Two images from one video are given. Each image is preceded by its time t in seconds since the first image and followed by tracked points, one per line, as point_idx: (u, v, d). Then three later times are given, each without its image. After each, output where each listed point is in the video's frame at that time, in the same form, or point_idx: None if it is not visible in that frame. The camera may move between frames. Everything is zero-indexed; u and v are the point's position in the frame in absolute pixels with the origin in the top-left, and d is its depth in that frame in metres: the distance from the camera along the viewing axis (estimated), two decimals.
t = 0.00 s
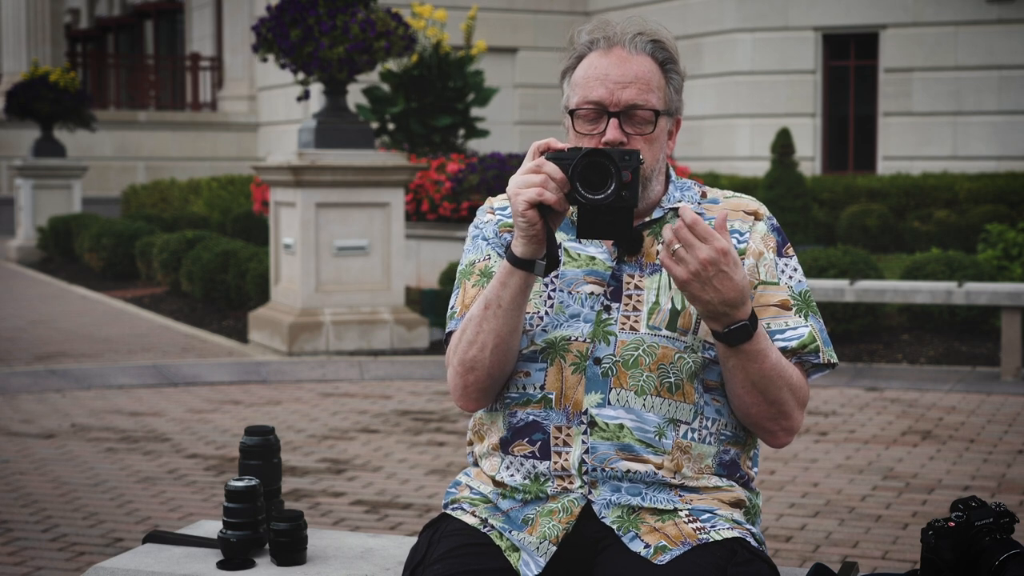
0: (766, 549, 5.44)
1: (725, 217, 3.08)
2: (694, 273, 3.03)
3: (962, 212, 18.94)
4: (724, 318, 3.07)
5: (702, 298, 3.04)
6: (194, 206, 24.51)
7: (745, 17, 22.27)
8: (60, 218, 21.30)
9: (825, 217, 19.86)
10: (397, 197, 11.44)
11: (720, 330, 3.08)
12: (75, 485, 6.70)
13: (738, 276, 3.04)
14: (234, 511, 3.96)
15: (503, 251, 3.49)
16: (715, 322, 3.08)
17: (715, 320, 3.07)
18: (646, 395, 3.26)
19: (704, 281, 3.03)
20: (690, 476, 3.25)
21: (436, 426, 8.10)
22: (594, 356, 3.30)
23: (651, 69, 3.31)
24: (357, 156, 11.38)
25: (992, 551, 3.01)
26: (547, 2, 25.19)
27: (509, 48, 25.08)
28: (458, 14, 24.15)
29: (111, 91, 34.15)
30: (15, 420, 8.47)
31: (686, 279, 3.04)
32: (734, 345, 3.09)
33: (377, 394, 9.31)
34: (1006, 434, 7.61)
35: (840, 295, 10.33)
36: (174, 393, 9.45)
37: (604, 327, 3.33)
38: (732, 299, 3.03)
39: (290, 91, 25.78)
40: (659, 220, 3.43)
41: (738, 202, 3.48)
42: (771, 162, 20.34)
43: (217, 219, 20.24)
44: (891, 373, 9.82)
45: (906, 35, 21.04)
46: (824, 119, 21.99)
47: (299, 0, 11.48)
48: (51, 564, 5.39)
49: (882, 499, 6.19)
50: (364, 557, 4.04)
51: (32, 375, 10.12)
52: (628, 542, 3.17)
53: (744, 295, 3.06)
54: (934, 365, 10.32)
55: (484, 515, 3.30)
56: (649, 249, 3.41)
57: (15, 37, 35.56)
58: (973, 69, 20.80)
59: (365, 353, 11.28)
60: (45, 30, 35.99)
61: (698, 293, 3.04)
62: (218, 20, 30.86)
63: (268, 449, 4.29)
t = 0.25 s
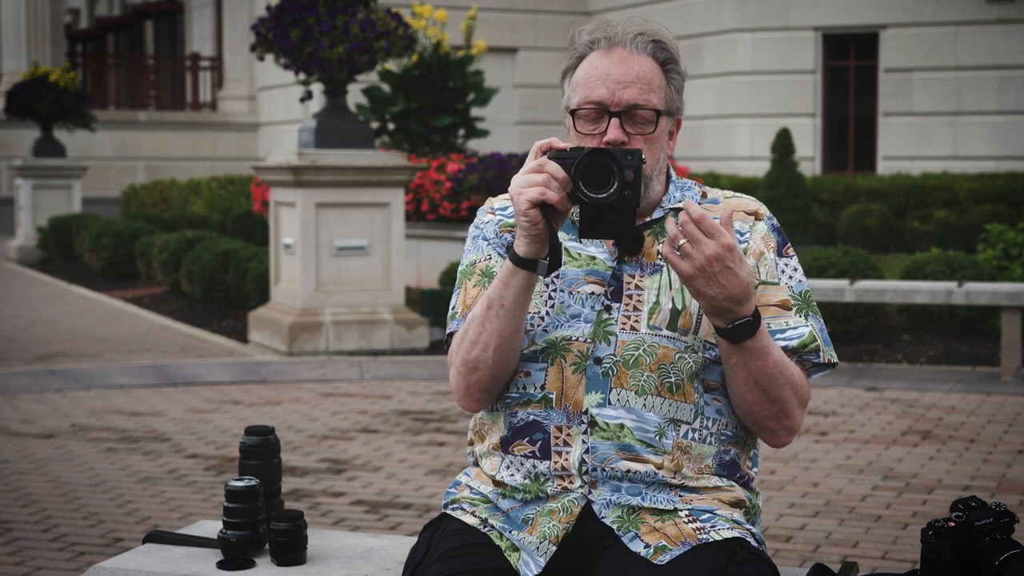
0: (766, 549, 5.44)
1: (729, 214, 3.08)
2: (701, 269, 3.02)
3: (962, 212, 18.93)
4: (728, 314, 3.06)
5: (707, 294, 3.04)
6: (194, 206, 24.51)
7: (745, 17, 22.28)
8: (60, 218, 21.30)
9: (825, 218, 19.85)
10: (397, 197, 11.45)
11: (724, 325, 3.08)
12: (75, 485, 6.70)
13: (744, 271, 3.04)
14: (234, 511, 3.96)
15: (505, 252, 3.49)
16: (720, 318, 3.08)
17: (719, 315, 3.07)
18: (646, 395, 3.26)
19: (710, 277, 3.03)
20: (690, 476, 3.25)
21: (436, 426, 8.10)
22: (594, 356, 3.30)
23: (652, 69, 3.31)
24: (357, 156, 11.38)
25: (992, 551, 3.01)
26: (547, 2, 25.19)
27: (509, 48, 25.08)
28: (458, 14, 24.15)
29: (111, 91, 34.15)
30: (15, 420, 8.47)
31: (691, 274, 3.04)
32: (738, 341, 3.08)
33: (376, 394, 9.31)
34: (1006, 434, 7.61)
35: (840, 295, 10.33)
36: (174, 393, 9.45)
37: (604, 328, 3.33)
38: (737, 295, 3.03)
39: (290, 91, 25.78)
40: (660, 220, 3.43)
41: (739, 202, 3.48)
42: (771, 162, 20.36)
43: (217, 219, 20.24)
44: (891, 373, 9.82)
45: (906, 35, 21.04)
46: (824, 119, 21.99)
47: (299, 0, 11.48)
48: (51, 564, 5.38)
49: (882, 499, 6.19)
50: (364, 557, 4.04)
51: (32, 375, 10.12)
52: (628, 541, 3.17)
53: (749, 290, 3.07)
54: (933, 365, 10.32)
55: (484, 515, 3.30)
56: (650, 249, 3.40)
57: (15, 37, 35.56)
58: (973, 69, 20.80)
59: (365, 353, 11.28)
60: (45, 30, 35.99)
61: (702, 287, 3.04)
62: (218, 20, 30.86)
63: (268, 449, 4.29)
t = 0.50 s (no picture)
0: (766, 549, 5.44)
1: (735, 212, 3.08)
2: (704, 266, 3.02)
3: (962, 212, 18.93)
4: (731, 312, 3.06)
5: (710, 291, 3.04)
6: (194, 206, 24.52)
7: (745, 17, 22.27)
8: (60, 218, 21.30)
9: (825, 218, 19.84)
10: (397, 197, 11.44)
11: (728, 323, 3.08)
12: (75, 485, 6.70)
13: (748, 270, 3.04)
14: (234, 511, 3.96)
15: (506, 253, 3.49)
16: (723, 315, 3.08)
17: (723, 312, 3.07)
18: (647, 396, 3.26)
19: (714, 275, 3.02)
20: (690, 477, 3.25)
21: (436, 426, 8.10)
22: (595, 357, 3.30)
23: (647, 65, 3.31)
24: (357, 156, 11.38)
25: (992, 551, 3.01)
26: (547, 2, 25.19)
27: (509, 48, 25.08)
28: (458, 14, 24.15)
29: (111, 91, 34.14)
30: (15, 420, 8.47)
31: (695, 272, 3.03)
32: (740, 339, 3.08)
33: (377, 394, 9.31)
34: (1006, 434, 7.61)
35: (840, 295, 10.33)
36: (174, 393, 9.45)
37: (605, 328, 3.33)
38: (740, 292, 3.03)
39: (290, 91, 25.77)
40: (660, 221, 3.42)
41: (738, 201, 3.49)
42: (771, 162, 20.37)
43: (217, 219, 20.24)
44: (892, 374, 9.82)
45: (906, 35, 21.04)
46: (824, 119, 21.99)
47: (299, 0, 11.48)
48: (51, 564, 5.39)
49: (882, 499, 6.20)
50: (364, 557, 4.04)
51: (32, 375, 10.12)
52: (628, 542, 3.17)
53: (752, 289, 3.07)
54: (934, 365, 10.32)
55: (484, 515, 3.30)
56: (651, 249, 3.40)
57: (15, 37, 35.56)
58: (974, 68, 20.80)
59: (365, 353, 11.28)
60: (45, 30, 35.99)
61: (706, 285, 3.04)
62: (218, 20, 30.85)
63: (268, 449, 4.29)
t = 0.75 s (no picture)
0: (766, 549, 5.44)
1: (735, 213, 3.08)
2: (704, 266, 3.02)
3: (962, 212, 18.93)
4: (730, 312, 3.07)
5: (710, 291, 3.04)
6: (194, 206, 24.53)
7: (745, 17, 22.28)
8: (60, 218, 21.30)
9: (825, 217, 19.83)
10: (397, 197, 11.44)
11: (728, 323, 3.08)
12: (75, 485, 6.70)
13: (748, 271, 3.03)
14: (234, 511, 3.96)
15: (506, 253, 3.49)
16: (723, 316, 3.08)
17: (723, 312, 3.07)
18: (647, 397, 3.26)
19: (714, 276, 3.02)
20: (689, 477, 3.25)
21: (437, 426, 8.10)
22: (594, 357, 3.30)
23: (649, 68, 3.31)
24: (358, 156, 11.37)
25: (992, 551, 3.01)
26: (547, 2, 25.19)
27: (509, 48, 25.08)
28: (458, 14, 24.15)
29: (111, 91, 34.15)
30: (15, 420, 8.47)
31: (694, 272, 3.03)
32: (740, 340, 3.08)
33: (377, 394, 9.32)
34: (1006, 434, 7.61)
35: (840, 295, 10.34)
36: (174, 393, 9.45)
37: (605, 328, 3.33)
38: (740, 293, 3.03)
39: (290, 91, 25.77)
40: (661, 221, 3.43)
41: (738, 202, 3.49)
42: (771, 162, 20.38)
43: (217, 219, 20.24)
44: (892, 373, 9.82)
45: (906, 35, 21.04)
46: (824, 119, 21.98)
47: (299, 0, 11.48)
48: (52, 564, 5.38)
49: (881, 499, 6.20)
50: (364, 557, 4.04)
51: (32, 375, 10.12)
52: (628, 542, 3.17)
53: (752, 289, 3.06)
54: (934, 365, 10.32)
55: (484, 515, 3.30)
56: (650, 249, 3.40)
57: (15, 37, 35.57)
58: (974, 69, 20.80)
59: (365, 352, 11.28)
60: (45, 30, 35.98)
61: (706, 285, 3.04)
62: (218, 20, 30.85)
63: (268, 449, 4.29)
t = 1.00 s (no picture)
0: (766, 549, 5.44)
1: (734, 213, 3.08)
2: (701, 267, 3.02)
3: (962, 212, 18.92)
4: (729, 313, 3.06)
5: (708, 292, 3.04)
6: (195, 206, 24.54)
7: (745, 17, 22.28)
8: (60, 218, 21.30)
9: (825, 217, 19.84)
10: (397, 197, 11.45)
11: (726, 324, 3.08)
12: (75, 485, 6.70)
13: (746, 273, 3.04)
14: (234, 511, 3.96)
15: (507, 253, 3.49)
16: (721, 317, 3.08)
17: (722, 313, 3.07)
18: (647, 398, 3.26)
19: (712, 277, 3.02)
20: (690, 478, 3.25)
21: (436, 426, 8.10)
22: (595, 358, 3.30)
23: (651, 69, 3.31)
24: (357, 156, 11.38)
25: (992, 551, 3.01)
26: (547, 2, 25.19)
27: (509, 48, 25.08)
28: (458, 14, 24.15)
29: (111, 91, 34.16)
30: (15, 420, 8.47)
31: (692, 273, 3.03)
32: (740, 340, 3.08)
33: (377, 394, 9.31)
34: (1006, 434, 7.61)
35: (840, 295, 10.34)
36: (174, 393, 9.45)
37: (605, 329, 3.33)
38: (739, 294, 3.03)
39: (290, 91, 25.77)
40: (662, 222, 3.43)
41: (739, 202, 3.49)
42: (771, 162, 20.39)
43: (217, 219, 20.24)
44: (892, 373, 9.82)
45: (906, 35, 21.04)
46: (824, 119, 21.99)
47: (299, 0, 11.48)
48: (52, 564, 5.38)
49: (881, 499, 6.20)
50: (364, 557, 4.04)
51: (32, 375, 10.12)
52: (628, 542, 3.17)
53: (750, 290, 3.06)
54: (934, 365, 10.32)
55: (484, 515, 3.30)
56: (650, 250, 3.40)
57: (15, 37, 35.57)
58: (974, 69, 20.80)
59: (365, 353, 11.28)
60: (45, 30, 35.98)
61: (704, 285, 3.04)
62: (218, 20, 30.85)
63: (268, 449, 4.29)
